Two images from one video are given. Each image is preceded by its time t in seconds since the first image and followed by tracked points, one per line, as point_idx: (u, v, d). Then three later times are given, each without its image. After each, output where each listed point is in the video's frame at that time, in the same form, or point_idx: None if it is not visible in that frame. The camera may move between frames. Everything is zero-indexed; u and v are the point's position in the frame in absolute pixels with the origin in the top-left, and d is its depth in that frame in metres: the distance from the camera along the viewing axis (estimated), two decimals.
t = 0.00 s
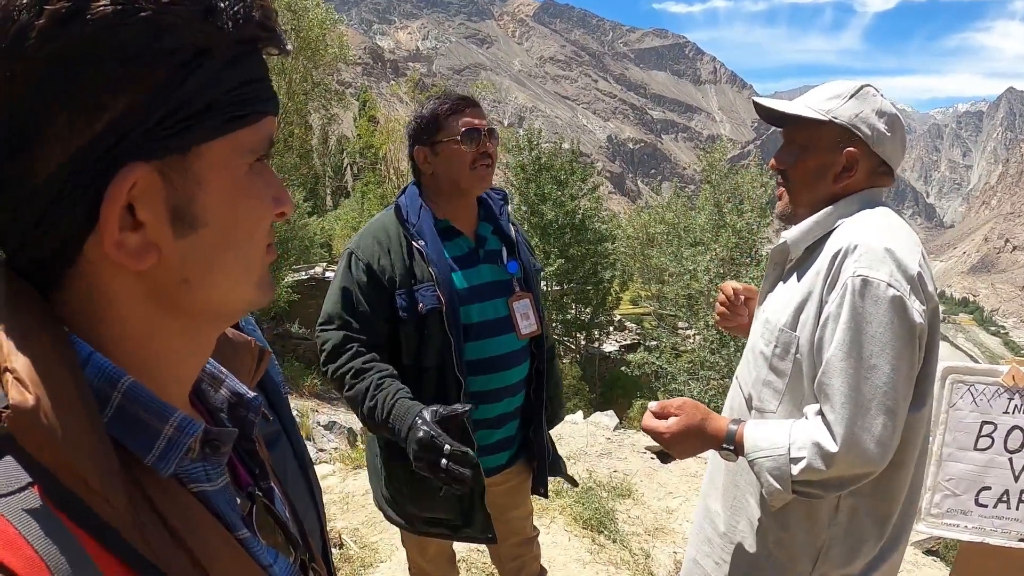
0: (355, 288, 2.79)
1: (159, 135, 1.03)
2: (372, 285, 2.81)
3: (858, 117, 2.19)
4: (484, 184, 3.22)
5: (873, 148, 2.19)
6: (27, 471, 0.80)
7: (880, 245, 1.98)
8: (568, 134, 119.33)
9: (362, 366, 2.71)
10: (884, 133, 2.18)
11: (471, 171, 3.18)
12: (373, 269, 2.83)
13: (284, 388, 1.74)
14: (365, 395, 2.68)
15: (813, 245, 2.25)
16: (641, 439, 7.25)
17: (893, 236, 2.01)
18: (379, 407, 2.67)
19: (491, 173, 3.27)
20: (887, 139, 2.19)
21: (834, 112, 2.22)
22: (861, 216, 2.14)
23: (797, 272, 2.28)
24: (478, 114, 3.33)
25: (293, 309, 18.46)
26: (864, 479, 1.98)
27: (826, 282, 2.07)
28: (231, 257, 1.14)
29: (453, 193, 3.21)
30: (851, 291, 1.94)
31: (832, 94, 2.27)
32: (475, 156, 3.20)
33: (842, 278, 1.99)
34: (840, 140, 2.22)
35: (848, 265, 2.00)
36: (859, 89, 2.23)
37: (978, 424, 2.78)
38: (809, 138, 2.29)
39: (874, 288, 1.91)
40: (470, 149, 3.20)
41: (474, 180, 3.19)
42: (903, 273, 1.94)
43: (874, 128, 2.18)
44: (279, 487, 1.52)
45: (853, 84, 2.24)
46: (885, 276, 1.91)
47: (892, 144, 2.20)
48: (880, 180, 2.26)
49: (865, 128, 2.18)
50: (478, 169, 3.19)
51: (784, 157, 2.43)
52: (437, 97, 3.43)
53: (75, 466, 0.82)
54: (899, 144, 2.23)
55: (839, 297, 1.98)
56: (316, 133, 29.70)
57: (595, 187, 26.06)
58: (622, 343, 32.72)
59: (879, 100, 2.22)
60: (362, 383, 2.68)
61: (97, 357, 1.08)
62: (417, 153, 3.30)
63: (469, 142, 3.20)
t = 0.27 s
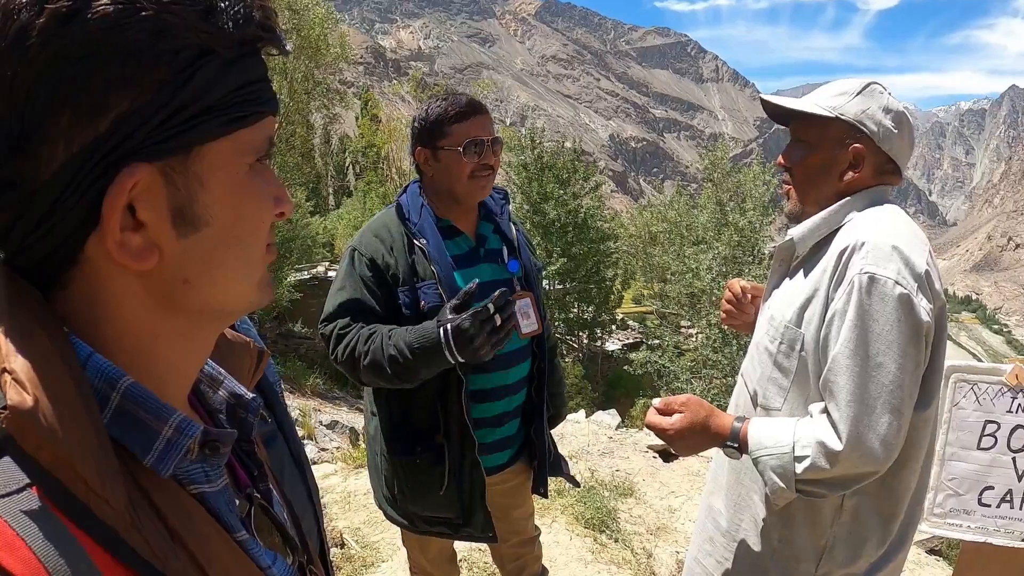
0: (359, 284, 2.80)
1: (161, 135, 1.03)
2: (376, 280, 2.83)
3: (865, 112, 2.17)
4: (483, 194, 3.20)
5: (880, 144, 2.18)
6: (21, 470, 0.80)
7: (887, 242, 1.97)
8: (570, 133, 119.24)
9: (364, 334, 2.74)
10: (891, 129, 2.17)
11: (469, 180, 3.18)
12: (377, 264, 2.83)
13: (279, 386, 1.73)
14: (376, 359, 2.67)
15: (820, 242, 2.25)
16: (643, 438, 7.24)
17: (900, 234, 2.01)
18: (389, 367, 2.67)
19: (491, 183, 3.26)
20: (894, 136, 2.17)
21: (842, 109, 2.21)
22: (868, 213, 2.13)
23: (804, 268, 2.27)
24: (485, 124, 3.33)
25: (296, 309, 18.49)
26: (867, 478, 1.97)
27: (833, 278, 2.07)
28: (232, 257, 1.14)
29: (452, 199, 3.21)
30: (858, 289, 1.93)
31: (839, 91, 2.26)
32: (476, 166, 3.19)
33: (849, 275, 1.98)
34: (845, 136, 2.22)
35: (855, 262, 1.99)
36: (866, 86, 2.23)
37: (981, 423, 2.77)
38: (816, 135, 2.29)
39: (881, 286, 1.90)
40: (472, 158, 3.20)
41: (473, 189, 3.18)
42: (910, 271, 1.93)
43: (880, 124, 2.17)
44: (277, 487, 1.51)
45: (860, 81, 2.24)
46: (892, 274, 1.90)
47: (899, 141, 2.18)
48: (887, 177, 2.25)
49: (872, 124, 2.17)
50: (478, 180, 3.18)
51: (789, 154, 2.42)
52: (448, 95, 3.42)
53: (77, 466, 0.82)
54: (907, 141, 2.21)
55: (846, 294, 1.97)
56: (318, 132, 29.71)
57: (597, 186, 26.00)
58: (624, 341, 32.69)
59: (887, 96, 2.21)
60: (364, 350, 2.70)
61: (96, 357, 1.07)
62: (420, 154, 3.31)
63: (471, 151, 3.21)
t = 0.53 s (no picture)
0: (365, 285, 2.77)
1: (162, 135, 1.02)
2: (381, 280, 2.81)
3: (852, 108, 2.19)
4: (488, 195, 3.20)
5: (873, 137, 2.17)
6: (18, 470, 0.79)
7: (894, 243, 1.96)
8: (570, 132, 119.16)
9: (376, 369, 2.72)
10: (882, 121, 2.17)
11: (474, 180, 3.17)
12: (382, 264, 2.82)
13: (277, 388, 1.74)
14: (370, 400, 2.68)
15: (826, 243, 2.24)
16: (643, 437, 7.24)
17: (906, 234, 2.00)
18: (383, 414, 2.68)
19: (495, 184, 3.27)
20: (886, 127, 2.17)
21: (829, 108, 2.23)
22: (873, 213, 2.12)
23: (809, 269, 2.27)
24: (493, 126, 3.33)
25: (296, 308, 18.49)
26: (873, 480, 1.96)
27: (839, 278, 2.06)
28: (232, 258, 1.14)
29: (457, 199, 3.20)
30: (864, 290, 1.93)
31: (825, 91, 2.28)
32: (482, 166, 3.19)
33: (855, 276, 1.97)
34: (833, 133, 2.22)
35: (861, 263, 1.98)
36: (848, 82, 2.24)
37: (982, 423, 2.77)
38: (806, 137, 2.30)
39: (887, 287, 1.90)
40: (478, 159, 3.20)
41: (478, 189, 3.18)
42: (916, 272, 1.92)
43: (869, 117, 2.17)
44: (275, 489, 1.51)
45: (843, 79, 2.26)
46: (897, 275, 1.90)
47: (892, 132, 2.18)
48: (886, 167, 2.24)
49: (861, 117, 2.17)
50: (484, 180, 3.18)
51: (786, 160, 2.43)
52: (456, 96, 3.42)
53: (75, 466, 0.81)
54: (898, 132, 2.21)
55: (852, 294, 1.97)
56: (318, 131, 29.68)
57: (598, 185, 25.96)
58: (625, 341, 32.67)
59: (871, 89, 2.21)
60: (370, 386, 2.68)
61: (92, 358, 1.06)
62: (426, 152, 3.32)
63: (477, 152, 3.21)
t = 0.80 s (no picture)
0: (364, 284, 2.76)
1: (158, 134, 1.01)
2: (381, 279, 2.79)
3: (861, 105, 2.17)
4: (488, 183, 3.20)
5: (880, 135, 2.15)
6: (8, 471, 0.77)
7: (893, 241, 1.95)
8: (571, 131, 119.07)
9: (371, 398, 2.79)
10: (890, 119, 2.14)
11: (475, 168, 3.17)
12: (384, 264, 2.81)
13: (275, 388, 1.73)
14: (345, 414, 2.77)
15: (826, 242, 2.23)
16: (644, 436, 7.23)
17: (906, 231, 1.99)
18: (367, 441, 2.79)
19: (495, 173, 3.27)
20: (894, 126, 2.15)
21: (837, 103, 2.22)
22: (872, 210, 2.11)
23: (809, 269, 2.26)
24: (486, 113, 3.33)
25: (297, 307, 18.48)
26: (874, 479, 1.95)
27: (838, 277, 2.05)
28: (229, 258, 1.13)
29: (458, 191, 3.19)
30: (864, 288, 1.91)
31: (836, 88, 2.28)
32: (481, 154, 3.20)
33: (854, 274, 1.96)
34: (840, 129, 2.21)
35: (860, 261, 1.97)
36: (861, 80, 2.24)
37: (984, 422, 2.75)
38: (813, 132, 2.30)
39: (886, 285, 1.88)
40: (476, 145, 3.20)
41: (479, 177, 3.18)
42: (916, 269, 1.91)
43: (878, 114, 2.15)
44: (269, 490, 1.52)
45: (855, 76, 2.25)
46: (897, 273, 1.89)
47: (900, 131, 2.16)
48: (891, 168, 2.21)
49: (869, 114, 2.15)
50: (485, 167, 3.19)
51: (793, 155, 2.43)
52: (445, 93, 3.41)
53: (69, 467, 0.81)
54: (907, 131, 2.19)
55: (851, 293, 1.96)
56: (319, 131, 29.67)
57: (599, 184, 25.93)
58: (626, 339, 32.65)
59: (884, 88, 2.20)
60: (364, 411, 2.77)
61: (86, 358, 1.05)
62: (424, 147, 3.31)
63: (475, 139, 3.20)
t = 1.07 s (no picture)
0: (355, 283, 2.78)
1: (158, 134, 1.01)
2: (373, 279, 2.80)
3: (856, 103, 2.17)
4: (484, 176, 3.18)
5: (876, 133, 2.15)
6: (6, 470, 0.77)
7: (892, 239, 1.94)
8: (572, 129, 118.96)
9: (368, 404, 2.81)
10: (886, 117, 2.14)
11: (470, 160, 3.15)
12: (375, 264, 2.81)
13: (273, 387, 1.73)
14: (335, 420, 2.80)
15: (825, 241, 2.23)
16: (646, 435, 7.22)
17: (906, 229, 1.98)
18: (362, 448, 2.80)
19: (491, 167, 3.25)
20: (890, 124, 2.14)
21: (832, 103, 2.22)
22: (871, 208, 2.10)
23: (809, 268, 2.25)
24: (478, 108, 3.33)
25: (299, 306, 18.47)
26: (875, 478, 1.95)
27: (837, 276, 2.04)
28: (227, 257, 1.13)
29: (457, 187, 3.17)
30: (863, 286, 1.91)
31: (830, 86, 2.27)
32: (475, 147, 3.18)
33: (854, 273, 1.96)
34: (836, 127, 2.21)
35: (860, 259, 1.97)
36: (855, 78, 2.23)
37: (986, 421, 2.74)
38: (810, 131, 2.29)
39: (887, 284, 1.88)
40: (471, 138, 3.18)
41: (475, 172, 3.15)
42: (916, 267, 1.91)
43: (873, 113, 2.15)
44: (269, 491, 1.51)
45: (849, 74, 2.24)
46: (898, 272, 1.88)
47: (896, 129, 2.15)
48: (887, 163, 2.21)
49: (865, 113, 2.15)
50: (480, 161, 3.16)
51: (790, 155, 2.42)
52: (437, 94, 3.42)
53: (67, 467, 0.80)
54: (904, 128, 2.18)
55: (851, 291, 1.95)
56: (320, 130, 29.66)
57: (601, 183, 25.89)
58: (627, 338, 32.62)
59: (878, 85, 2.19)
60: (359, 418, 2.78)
61: (84, 357, 1.05)
62: (420, 145, 3.30)
63: (469, 132, 3.19)
